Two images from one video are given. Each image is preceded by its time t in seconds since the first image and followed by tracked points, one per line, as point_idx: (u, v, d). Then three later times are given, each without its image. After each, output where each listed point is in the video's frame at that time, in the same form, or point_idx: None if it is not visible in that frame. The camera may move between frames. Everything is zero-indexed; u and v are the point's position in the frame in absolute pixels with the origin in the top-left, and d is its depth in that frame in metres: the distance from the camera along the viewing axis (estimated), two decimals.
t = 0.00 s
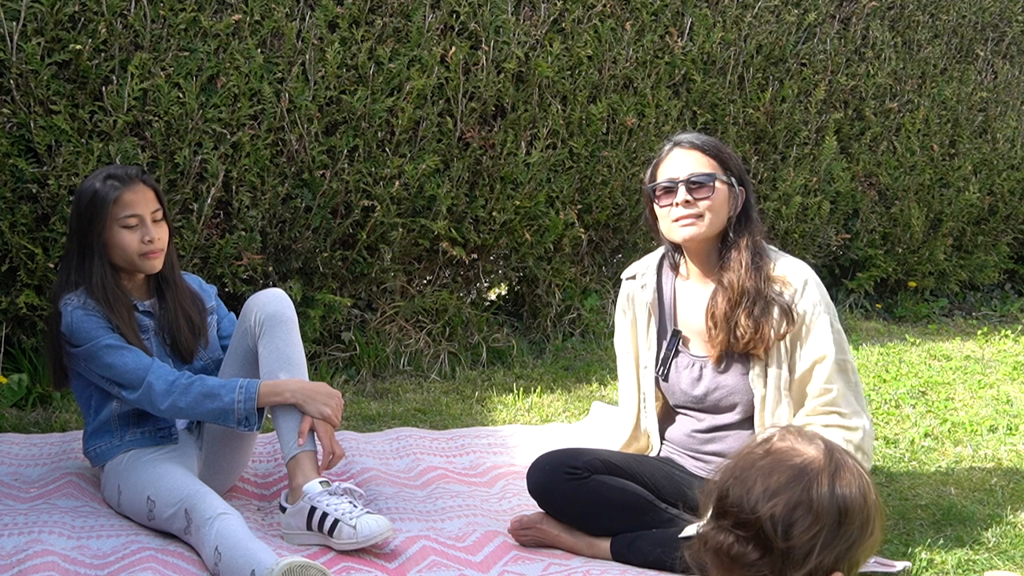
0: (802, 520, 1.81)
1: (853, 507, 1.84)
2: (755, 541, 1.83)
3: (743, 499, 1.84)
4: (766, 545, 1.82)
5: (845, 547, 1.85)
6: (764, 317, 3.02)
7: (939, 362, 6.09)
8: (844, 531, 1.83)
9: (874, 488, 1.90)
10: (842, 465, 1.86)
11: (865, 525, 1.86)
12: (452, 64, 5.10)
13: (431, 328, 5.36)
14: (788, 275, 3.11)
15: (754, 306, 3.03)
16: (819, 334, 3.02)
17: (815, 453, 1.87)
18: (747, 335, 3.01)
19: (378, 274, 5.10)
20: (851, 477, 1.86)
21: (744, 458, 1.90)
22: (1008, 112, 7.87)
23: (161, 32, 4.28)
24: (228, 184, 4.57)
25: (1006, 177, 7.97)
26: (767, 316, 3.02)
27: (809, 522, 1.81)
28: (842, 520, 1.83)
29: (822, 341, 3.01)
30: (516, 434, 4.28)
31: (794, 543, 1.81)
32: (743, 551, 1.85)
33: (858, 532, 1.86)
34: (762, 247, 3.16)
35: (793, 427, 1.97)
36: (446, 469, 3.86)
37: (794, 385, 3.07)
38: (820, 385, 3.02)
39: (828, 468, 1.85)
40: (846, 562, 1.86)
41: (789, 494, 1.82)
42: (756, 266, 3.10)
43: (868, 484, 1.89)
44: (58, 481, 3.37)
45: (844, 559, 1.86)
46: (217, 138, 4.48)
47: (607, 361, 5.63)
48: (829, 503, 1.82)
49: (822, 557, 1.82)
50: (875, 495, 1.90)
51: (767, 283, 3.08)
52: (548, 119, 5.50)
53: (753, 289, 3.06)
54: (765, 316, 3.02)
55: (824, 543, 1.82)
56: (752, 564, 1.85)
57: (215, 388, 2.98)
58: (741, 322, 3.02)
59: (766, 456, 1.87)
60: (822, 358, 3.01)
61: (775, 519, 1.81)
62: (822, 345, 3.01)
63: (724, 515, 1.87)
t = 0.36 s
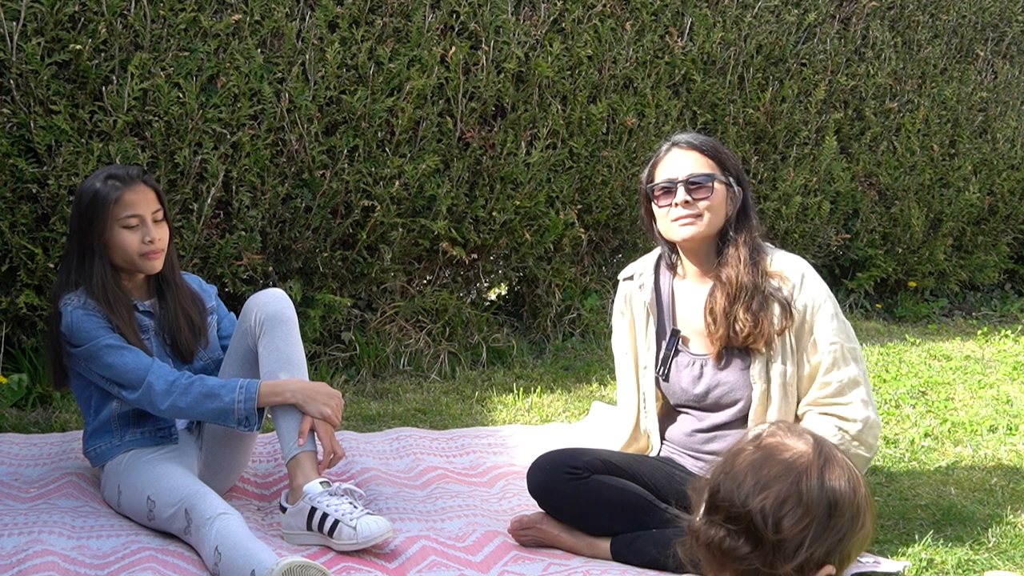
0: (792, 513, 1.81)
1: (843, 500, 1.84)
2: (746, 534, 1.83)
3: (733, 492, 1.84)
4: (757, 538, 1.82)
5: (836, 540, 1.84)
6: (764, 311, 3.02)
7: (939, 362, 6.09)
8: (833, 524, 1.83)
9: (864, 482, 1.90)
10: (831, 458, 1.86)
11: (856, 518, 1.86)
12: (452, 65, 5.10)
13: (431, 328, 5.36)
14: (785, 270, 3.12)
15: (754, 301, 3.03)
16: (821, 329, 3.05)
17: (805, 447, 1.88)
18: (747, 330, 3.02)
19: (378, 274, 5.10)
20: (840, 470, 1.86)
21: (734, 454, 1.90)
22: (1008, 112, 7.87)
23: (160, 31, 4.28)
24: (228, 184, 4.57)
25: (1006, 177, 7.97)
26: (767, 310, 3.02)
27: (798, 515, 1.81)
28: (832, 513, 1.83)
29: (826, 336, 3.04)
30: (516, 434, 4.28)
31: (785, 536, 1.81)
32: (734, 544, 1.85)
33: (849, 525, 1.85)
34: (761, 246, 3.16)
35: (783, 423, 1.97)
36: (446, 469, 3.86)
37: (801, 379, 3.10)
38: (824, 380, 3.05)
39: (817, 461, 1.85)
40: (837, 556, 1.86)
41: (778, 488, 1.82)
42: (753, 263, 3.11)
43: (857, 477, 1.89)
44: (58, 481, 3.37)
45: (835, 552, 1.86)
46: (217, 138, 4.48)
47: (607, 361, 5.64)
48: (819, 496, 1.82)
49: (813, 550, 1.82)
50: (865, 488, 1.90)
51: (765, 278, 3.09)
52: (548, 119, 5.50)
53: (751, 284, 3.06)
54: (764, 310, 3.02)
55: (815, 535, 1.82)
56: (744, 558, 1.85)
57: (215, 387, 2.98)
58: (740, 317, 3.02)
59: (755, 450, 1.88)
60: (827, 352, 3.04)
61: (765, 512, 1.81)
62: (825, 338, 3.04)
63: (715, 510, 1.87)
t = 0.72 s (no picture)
0: (788, 511, 1.81)
1: (838, 497, 1.85)
2: (743, 534, 1.83)
3: (729, 491, 1.84)
4: (753, 536, 1.82)
5: (832, 537, 1.85)
6: (761, 311, 3.03)
7: (939, 362, 6.09)
8: (829, 521, 1.84)
9: (859, 478, 1.91)
10: (826, 455, 1.87)
11: (851, 514, 1.87)
12: (452, 64, 5.10)
13: (431, 328, 5.36)
14: (784, 274, 3.12)
15: (751, 301, 3.04)
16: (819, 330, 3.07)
17: (799, 445, 1.88)
18: (743, 330, 3.02)
19: (378, 274, 5.10)
20: (835, 467, 1.87)
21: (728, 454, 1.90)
22: (1008, 112, 7.87)
23: (160, 32, 4.28)
24: (228, 184, 4.57)
25: (1006, 177, 7.97)
26: (763, 310, 3.03)
27: (794, 513, 1.81)
28: (828, 510, 1.83)
29: (822, 338, 3.05)
30: (516, 434, 4.28)
31: (781, 534, 1.81)
32: (730, 544, 1.85)
33: (845, 521, 1.86)
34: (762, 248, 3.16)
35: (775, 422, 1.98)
36: (446, 469, 3.86)
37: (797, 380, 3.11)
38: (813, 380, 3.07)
39: (812, 460, 1.85)
40: (834, 553, 1.86)
41: (774, 485, 1.82)
42: (752, 263, 3.11)
43: (851, 473, 1.90)
44: (58, 481, 3.38)
45: (832, 548, 1.86)
46: (217, 138, 4.48)
47: (607, 361, 5.64)
48: (814, 494, 1.82)
49: (810, 548, 1.82)
50: (859, 484, 1.90)
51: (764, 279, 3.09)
52: (548, 119, 5.50)
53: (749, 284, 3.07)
54: (762, 311, 3.03)
55: (810, 533, 1.82)
56: (741, 558, 1.85)
57: (215, 388, 2.98)
58: (736, 316, 3.03)
59: (749, 450, 1.88)
60: (820, 356, 3.06)
61: (761, 510, 1.81)
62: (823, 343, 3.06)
63: (711, 510, 1.87)
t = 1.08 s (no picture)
0: (788, 513, 1.81)
1: (838, 497, 1.84)
2: (742, 536, 1.83)
3: (728, 494, 1.84)
4: (753, 539, 1.82)
5: (833, 538, 1.84)
6: (768, 313, 3.05)
7: (939, 362, 6.09)
8: (830, 521, 1.83)
9: (857, 477, 1.90)
10: (825, 457, 1.86)
11: (851, 514, 1.86)
12: (452, 64, 5.10)
13: (431, 328, 5.36)
14: (789, 274, 3.14)
15: (759, 302, 3.06)
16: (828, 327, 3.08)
17: (798, 447, 1.88)
18: (751, 332, 3.03)
19: (378, 274, 5.10)
20: (834, 468, 1.86)
21: (727, 456, 1.90)
22: (1008, 112, 7.87)
23: (160, 32, 4.28)
24: (228, 184, 4.57)
25: (1006, 177, 7.97)
26: (769, 312, 3.05)
27: (794, 515, 1.81)
28: (828, 511, 1.83)
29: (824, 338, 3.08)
30: (516, 434, 4.28)
31: (781, 537, 1.81)
32: (729, 546, 1.85)
33: (845, 522, 1.85)
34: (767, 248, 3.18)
35: (773, 423, 1.97)
36: (446, 469, 3.86)
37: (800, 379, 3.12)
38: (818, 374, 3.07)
39: (811, 461, 1.85)
40: (835, 553, 1.86)
41: (772, 488, 1.82)
42: (756, 263, 3.13)
43: (850, 473, 1.89)
44: (58, 481, 3.37)
45: (832, 549, 1.86)
46: (217, 138, 4.48)
47: (607, 361, 5.63)
48: (813, 494, 1.82)
49: (809, 549, 1.82)
50: (858, 484, 1.90)
51: (769, 279, 3.11)
52: (548, 119, 5.50)
53: (756, 285, 3.08)
54: (768, 312, 3.05)
55: (811, 534, 1.82)
56: (741, 560, 1.85)
57: (216, 388, 2.98)
58: (746, 319, 3.04)
59: (748, 452, 1.88)
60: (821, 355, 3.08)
61: (761, 512, 1.81)
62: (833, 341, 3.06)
63: (711, 513, 1.87)
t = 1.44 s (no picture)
0: (782, 515, 1.81)
1: (834, 499, 1.84)
2: (738, 538, 1.83)
3: (724, 496, 1.84)
4: (749, 541, 1.82)
5: (828, 539, 1.84)
6: (764, 312, 3.05)
7: (939, 362, 6.09)
8: (825, 523, 1.83)
9: (854, 478, 1.90)
10: (821, 458, 1.86)
11: (846, 516, 1.86)
12: (452, 64, 5.10)
13: (431, 328, 5.36)
14: (787, 271, 3.11)
15: (756, 302, 3.06)
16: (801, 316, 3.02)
17: (794, 448, 1.88)
18: (745, 328, 3.08)
19: (378, 274, 5.10)
20: (830, 469, 1.86)
21: (724, 457, 1.90)
22: (1008, 112, 7.87)
23: (161, 32, 4.28)
24: (228, 184, 4.57)
25: (1006, 177, 7.97)
26: (766, 310, 3.05)
27: (790, 517, 1.81)
28: (823, 512, 1.83)
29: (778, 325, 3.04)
30: (516, 434, 4.28)
31: (776, 539, 1.81)
32: (724, 548, 1.85)
33: (841, 523, 1.85)
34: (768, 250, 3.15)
35: (769, 424, 1.97)
36: (446, 469, 3.86)
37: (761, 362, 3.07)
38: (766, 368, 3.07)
39: (807, 463, 1.85)
40: (831, 555, 1.86)
41: (767, 490, 1.82)
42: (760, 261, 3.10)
43: (846, 474, 1.89)
44: (58, 481, 3.37)
45: (828, 551, 1.86)
46: (217, 138, 4.48)
47: (607, 361, 5.63)
48: (809, 496, 1.82)
49: (805, 551, 1.82)
50: (854, 485, 1.90)
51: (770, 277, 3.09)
52: (548, 119, 5.50)
53: (757, 285, 3.06)
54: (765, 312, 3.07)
55: (807, 536, 1.82)
56: (737, 562, 1.85)
57: (216, 387, 2.98)
58: (741, 317, 3.08)
59: (744, 453, 1.88)
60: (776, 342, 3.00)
61: (756, 514, 1.81)
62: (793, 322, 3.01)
63: (707, 515, 1.87)
